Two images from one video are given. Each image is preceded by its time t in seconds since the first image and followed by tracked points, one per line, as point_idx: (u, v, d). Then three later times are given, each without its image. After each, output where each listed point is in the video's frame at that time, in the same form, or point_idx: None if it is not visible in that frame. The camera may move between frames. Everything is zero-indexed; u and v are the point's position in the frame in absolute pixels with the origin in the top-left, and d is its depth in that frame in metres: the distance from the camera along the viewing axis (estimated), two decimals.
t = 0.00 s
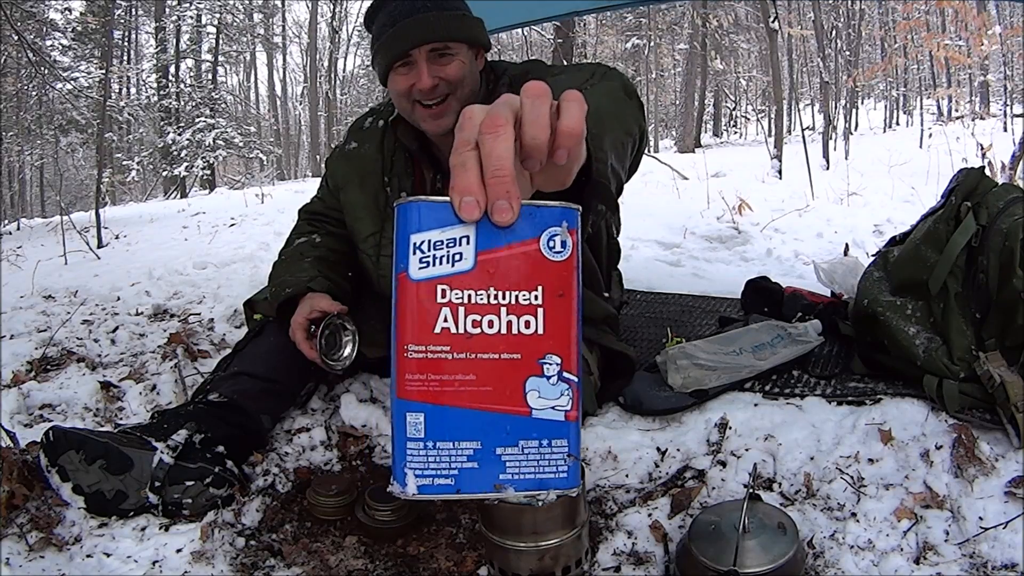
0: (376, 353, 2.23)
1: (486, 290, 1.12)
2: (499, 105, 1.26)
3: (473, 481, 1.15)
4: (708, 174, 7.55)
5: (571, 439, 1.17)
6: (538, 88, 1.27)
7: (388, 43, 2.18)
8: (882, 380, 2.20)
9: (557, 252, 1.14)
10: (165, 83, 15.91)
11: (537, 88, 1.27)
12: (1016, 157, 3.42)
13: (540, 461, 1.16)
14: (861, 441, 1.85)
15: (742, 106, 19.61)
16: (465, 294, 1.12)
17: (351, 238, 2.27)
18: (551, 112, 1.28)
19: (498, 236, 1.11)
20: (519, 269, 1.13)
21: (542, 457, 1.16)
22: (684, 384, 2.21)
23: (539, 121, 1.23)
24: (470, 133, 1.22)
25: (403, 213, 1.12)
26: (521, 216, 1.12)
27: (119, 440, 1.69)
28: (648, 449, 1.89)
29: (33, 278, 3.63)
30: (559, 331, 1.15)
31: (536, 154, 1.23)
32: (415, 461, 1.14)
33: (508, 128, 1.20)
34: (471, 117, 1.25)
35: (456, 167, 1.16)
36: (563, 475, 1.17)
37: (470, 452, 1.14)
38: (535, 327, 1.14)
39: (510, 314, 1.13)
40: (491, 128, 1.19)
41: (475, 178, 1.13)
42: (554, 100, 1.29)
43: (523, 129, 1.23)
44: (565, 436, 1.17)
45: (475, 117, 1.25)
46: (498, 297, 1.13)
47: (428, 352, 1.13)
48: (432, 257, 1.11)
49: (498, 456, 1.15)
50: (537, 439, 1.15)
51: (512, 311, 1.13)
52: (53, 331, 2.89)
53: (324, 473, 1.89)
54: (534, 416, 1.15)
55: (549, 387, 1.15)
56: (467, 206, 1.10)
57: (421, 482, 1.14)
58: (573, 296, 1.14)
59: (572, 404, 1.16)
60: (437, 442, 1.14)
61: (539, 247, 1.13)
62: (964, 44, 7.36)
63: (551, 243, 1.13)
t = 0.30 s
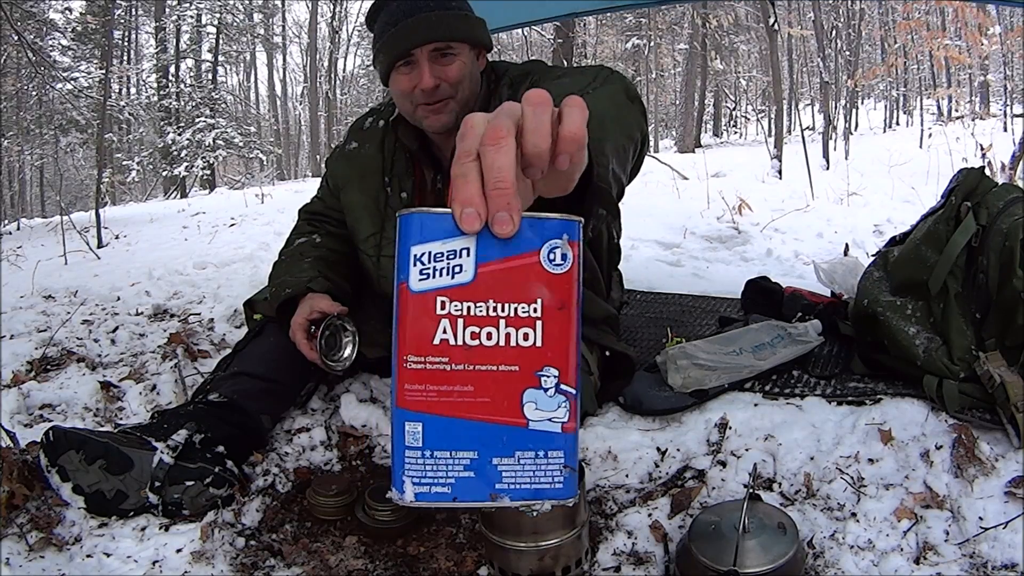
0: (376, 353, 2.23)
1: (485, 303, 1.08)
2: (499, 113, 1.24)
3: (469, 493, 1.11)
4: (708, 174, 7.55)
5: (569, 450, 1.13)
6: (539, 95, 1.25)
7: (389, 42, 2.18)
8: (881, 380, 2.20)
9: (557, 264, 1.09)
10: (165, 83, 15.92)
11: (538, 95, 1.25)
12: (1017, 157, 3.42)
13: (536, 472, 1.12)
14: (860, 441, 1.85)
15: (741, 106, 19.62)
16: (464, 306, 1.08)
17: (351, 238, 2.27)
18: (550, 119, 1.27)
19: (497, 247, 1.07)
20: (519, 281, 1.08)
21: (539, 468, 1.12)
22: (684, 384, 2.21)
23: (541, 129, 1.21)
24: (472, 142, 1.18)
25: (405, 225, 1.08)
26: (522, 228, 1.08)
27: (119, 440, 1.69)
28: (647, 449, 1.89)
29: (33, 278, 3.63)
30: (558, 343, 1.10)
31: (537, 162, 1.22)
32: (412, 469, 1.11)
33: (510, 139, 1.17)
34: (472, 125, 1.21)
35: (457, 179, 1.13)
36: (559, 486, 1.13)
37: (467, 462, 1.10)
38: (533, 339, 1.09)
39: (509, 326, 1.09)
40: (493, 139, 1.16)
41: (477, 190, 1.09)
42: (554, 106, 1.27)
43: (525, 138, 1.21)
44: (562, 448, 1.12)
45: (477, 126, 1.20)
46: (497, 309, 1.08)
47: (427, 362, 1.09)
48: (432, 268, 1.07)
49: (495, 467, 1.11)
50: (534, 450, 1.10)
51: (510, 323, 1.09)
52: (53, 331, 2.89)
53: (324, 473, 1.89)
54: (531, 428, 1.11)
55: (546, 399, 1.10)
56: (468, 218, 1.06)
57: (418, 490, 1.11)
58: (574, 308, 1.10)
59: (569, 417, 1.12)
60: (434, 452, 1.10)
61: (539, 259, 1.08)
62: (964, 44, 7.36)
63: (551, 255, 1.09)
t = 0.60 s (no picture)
0: (376, 353, 2.23)
1: (485, 329, 1.08)
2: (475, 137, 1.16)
3: (488, 513, 1.13)
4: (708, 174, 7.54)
5: (580, 462, 1.14)
6: (510, 114, 1.15)
7: (389, 40, 2.18)
8: (881, 379, 2.20)
9: (551, 285, 1.08)
10: (165, 83, 15.93)
11: (509, 114, 1.15)
12: (1017, 157, 3.42)
13: (551, 487, 1.13)
14: (860, 441, 1.85)
15: (741, 106, 19.63)
16: (464, 335, 1.08)
17: (352, 239, 2.26)
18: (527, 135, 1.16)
19: (493, 275, 1.06)
20: (516, 306, 1.08)
21: (553, 483, 1.13)
22: (684, 384, 2.21)
23: (516, 149, 1.11)
24: (455, 172, 1.11)
25: (398, 263, 1.07)
26: (513, 253, 1.07)
27: (119, 440, 1.70)
28: (648, 449, 1.89)
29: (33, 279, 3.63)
30: (559, 361, 1.11)
31: (521, 182, 1.12)
32: (431, 496, 1.12)
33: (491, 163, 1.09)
34: (454, 154, 1.13)
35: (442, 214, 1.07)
36: (574, 497, 1.14)
37: (483, 483, 1.12)
38: (535, 360, 1.10)
39: (510, 350, 1.09)
40: (474, 166, 1.09)
41: (465, 224, 1.05)
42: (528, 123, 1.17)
43: (503, 161, 1.11)
44: (572, 460, 1.13)
45: (459, 154, 1.13)
46: (497, 334, 1.09)
47: (434, 393, 1.10)
48: (430, 302, 1.07)
49: (510, 486, 1.12)
50: (546, 467, 1.12)
51: (511, 347, 1.09)
52: (53, 331, 2.89)
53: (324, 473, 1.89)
54: (542, 445, 1.12)
55: (553, 416, 1.12)
56: (457, 250, 1.04)
57: (439, 515, 1.12)
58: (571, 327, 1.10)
59: (577, 430, 1.13)
60: (450, 477, 1.11)
61: (534, 283, 1.08)
62: (964, 44, 7.36)
63: (544, 277, 1.08)
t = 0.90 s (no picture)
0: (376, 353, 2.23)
1: (479, 321, 1.08)
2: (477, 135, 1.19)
3: (473, 505, 1.12)
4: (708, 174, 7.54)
5: (569, 460, 1.13)
6: (513, 117, 1.19)
7: (388, 38, 2.19)
8: (881, 380, 2.20)
9: (547, 280, 1.08)
10: (165, 83, 15.93)
11: (512, 116, 1.19)
12: (1017, 157, 3.42)
13: (537, 483, 1.13)
14: (861, 441, 1.85)
15: (741, 106, 19.64)
16: (458, 325, 1.08)
17: (352, 239, 2.27)
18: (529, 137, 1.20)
19: (489, 266, 1.07)
20: (511, 298, 1.08)
21: (539, 479, 1.12)
22: (684, 384, 2.21)
23: (518, 150, 1.14)
24: (456, 165, 1.15)
25: (396, 249, 1.08)
26: (511, 246, 1.07)
27: (119, 440, 1.70)
28: (648, 449, 1.89)
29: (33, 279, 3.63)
30: (554, 357, 1.10)
31: (523, 183, 1.14)
32: (416, 485, 1.12)
33: (493, 158, 1.13)
34: (455, 149, 1.17)
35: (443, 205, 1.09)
36: (561, 495, 1.13)
37: (469, 476, 1.11)
38: (528, 354, 1.09)
39: (503, 343, 1.09)
40: (476, 160, 1.12)
41: (464, 216, 1.07)
42: (532, 127, 1.20)
43: (505, 159, 1.14)
44: (561, 458, 1.12)
45: (460, 149, 1.16)
46: (491, 326, 1.08)
47: (425, 382, 1.09)
48: (426, 290, 1.07)
49: (496, 479, 1.12)
50: (534, 462, 1.11)
51: (505, 340, 1.09)
52: (53, 331, 2.89)
53: (324, 473, 1.89)
54: (530, 440, 1.11)
55: (544, 412, 1.11)
56: (456, 241, 1.05)
57: (424, 505, 1.12)
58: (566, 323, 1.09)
59: (568, 427, 1.12)
60: (437, 468, 1.11)
61: (529, 276, 1.08)
62: (964, 44, 7.36)
63: (541, 272, 1.08)
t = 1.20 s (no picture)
0: (377, 353, 2.23)
1: (489, 292, 1.11)
2: (494, 109, 1.24)
3: (476, 478, 1.15)
4: (708, 174, 7.54)
5: (574, 436, 1.17)
6: (534, 104, 1.25)
7: (390, 38, 2.18)
8: (881, 380, 2.20)
9: (558, 254, 1.12)
10: (165, 83, 15.92)
11: (534, 103, 1.25)
12: (1017, 157, 3.43)
13: (541, 458, 1.16)
14: (860, 441, 1.85)
15: (741, 107, 19.64)
16: (468, 296, 1.11)
17: (352, 238, 2.27)
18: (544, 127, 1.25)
19: (500, 238, 1.10)
20: (520, 272, 1.11)
21: (544, 454, 1.16)
22: (684, 384, 2.21)
23: (535, 136, 1.20)
24: (467, 135, 1.20)
25: (407, 217, 1.11)
26: (523, 219, 1.11)
27: (119, 440, 1.70)
28: (648, 449, 1.89)
29: (33, 278, 3.63)
30: (561, 331, 1.13)
31: (534, 169, 1.20)
32: (420, 457, 1.14)
33: (507, 131, 1.18)
34: (467, 122, 1.22)
35: (456, 171, 1.14)
36: (564, 471, 1.17)
37: (474, 449, 1.14)
38: (537, 328, 1.13)
39: (512, 316, 1.12)
40: (491, 131, 1.18)
41: (478, 184, 1.11)
42: (549, 115, 1.26)
43: (521, 144, 1.20)
44: (566, 434, 1.16)
45: (471, 122, 1.22)
46: (500, 299, 1.12)
47: (431, 353, 1.12)
48: (436, 260, 1.10)
49: (501, 453, 1.15)
50: (539, 437, 1.14)
51: (514, 313, 1.12)
52: (53, 331, 2.89)
53: (324, 473, 1.89)
54: (537, 414, 1.14)
55: (551, 386, 1.14)
56: (469, 210, 1.08)
57: (426, 478, 1.14)
58: (576, 297, 1.13)
59: (574, 404, 1.16)
60: (441, 440, 1.14)
61: (540, 250, 1.11)
62: (964, 44, 7.36)
63: (553, 246, 1.12)
